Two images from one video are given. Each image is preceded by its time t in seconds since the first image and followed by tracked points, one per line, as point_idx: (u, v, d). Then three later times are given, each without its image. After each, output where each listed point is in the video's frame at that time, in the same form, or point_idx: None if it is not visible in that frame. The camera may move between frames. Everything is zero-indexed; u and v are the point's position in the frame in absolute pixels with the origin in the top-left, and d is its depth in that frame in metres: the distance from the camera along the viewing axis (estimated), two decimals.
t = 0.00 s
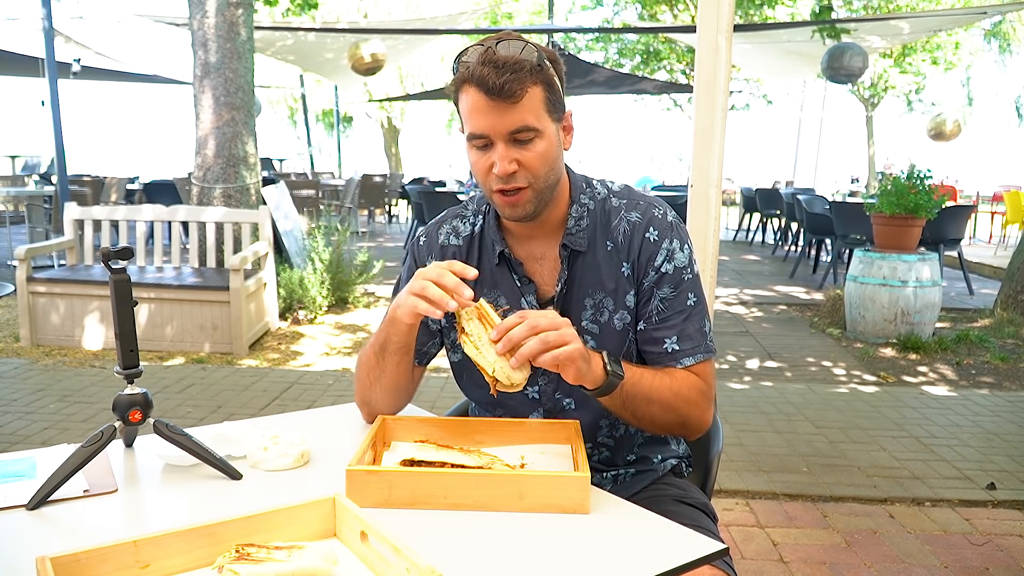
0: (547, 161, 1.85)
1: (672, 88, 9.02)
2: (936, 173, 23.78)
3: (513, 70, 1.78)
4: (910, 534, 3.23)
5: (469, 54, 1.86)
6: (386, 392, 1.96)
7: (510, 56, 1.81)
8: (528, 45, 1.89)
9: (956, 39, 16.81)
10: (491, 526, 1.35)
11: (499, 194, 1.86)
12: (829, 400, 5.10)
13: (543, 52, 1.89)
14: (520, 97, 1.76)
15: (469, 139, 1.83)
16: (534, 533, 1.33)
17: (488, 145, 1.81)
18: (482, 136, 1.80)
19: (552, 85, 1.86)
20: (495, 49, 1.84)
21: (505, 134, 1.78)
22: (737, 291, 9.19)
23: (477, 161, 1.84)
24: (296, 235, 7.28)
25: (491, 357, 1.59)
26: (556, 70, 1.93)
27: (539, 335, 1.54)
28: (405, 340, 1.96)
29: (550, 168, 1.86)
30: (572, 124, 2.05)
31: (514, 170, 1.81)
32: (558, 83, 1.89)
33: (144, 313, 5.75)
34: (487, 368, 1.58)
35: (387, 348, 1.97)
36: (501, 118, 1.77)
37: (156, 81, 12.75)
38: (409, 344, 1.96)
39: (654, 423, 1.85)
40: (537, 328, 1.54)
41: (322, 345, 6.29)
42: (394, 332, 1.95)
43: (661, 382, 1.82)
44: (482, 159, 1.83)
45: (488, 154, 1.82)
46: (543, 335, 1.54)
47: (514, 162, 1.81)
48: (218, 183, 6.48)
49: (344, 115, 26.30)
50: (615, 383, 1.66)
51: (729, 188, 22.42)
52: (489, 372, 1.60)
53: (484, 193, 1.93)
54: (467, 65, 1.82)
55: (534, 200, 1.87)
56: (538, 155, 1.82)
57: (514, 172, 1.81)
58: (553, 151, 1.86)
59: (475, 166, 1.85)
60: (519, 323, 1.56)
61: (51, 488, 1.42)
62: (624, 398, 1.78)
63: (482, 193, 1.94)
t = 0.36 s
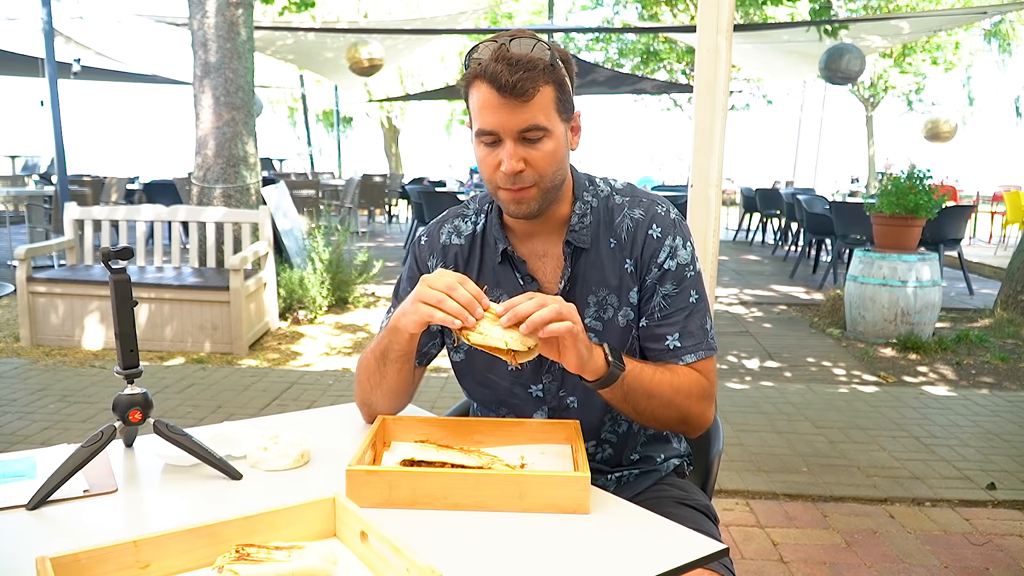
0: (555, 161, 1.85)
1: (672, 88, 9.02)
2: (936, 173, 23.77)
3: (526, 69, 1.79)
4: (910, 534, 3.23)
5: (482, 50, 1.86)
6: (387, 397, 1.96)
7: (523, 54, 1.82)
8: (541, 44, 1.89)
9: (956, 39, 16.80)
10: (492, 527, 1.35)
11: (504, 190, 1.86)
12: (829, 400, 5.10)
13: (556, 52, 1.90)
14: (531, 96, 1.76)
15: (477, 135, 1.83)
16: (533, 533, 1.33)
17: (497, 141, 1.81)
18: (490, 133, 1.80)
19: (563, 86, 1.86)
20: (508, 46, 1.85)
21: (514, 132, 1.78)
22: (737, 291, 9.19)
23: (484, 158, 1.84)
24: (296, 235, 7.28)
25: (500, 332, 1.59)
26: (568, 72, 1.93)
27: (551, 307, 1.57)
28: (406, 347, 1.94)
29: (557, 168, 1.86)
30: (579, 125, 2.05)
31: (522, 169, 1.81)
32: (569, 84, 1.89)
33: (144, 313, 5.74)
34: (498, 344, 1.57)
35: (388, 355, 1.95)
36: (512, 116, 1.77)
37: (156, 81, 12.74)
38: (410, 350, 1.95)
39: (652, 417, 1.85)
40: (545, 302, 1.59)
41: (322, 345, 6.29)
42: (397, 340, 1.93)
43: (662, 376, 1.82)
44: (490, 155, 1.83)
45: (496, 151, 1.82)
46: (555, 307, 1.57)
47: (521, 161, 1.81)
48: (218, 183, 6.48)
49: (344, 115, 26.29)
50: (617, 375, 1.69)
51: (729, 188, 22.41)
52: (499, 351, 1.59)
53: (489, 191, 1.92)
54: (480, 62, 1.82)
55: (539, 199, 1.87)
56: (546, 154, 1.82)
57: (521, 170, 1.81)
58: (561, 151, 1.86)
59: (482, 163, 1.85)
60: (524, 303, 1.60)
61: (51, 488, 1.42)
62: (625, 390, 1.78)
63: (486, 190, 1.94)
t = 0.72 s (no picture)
0: (561, 151, 1.85)
1: (672, 88, 9.02)
2: (936, 173, 23.76)
3: (531, 58, 1.81)
4: (910, 534, 3.23)
5: (485, 44, 1.88)
6: (384, 400, 1.95)
7: (527, 46, 1.84)
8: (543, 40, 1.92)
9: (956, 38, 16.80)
10: (491, 526, 1.35)
11: (509, 182, 1.85)
12: (829, 400, 5.10)
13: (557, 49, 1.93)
14: (538, 84, 1.78)
15: (482, 126, 1.83)
16: (533, 533, 1.33)
17: (502, 132, 1.81)
18: (496, 122, 1.80)
19: (567, 80, 1.88)
20: (511, 40, 1.87)
21: (520, 121, 1.79)
22: (737, 291, 9.19)
23: (490, 148, 1.83)
24: (296, 234, 7.28)
25: (477, 336, 1.64)
26: (570, 69, 1.96)
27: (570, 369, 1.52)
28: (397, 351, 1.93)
29: (562, 160, 1.86)
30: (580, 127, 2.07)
31: (529, 157, 1.80)
32: (571, 79, 1.92)
33: (144, 313, 5.74)
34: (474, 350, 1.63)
35: (379, 360, 1.95)
36: (518, 103, 1.78)
37: (156, 81, 12.74)
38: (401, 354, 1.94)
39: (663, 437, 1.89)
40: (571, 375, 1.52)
41: (322, 345, 6.29)
42: (385, 346, 1.92)
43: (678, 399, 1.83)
44: (495, 146, 1.82)
45: (502, 141, 1.82)
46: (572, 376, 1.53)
47: (529, 150, 1.80)
48: (218, 183, 6.48)
49: (344, 115, 26.27)
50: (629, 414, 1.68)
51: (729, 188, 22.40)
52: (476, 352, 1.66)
53: (493, 186, 1.91)
54: (484, 54, 1.83)
55: (546, 191, 1.86)
56: (552, 145, 1.83)
57: (528, 160, 1.81)
58: (566, 143, 1.86)
59: (487, 154, 1.84)
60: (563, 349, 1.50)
61: (51, 488, 1.42)
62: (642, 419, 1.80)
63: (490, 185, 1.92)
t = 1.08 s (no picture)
0: (562, 137, 1.85)
1: (672, 88, 9.02)
2: (936, 173, 23.75)
3: (530, 46, 1.84)
4: (910, 534, 3.23)
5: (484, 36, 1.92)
6: (381, 395, 1.94)
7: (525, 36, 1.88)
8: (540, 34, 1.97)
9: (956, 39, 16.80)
10: (492, 527, 1.35)
11: (510, 167, 1.85)
12: (829, 400, 5.10)
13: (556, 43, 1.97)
14: (536, 69, 1.81)
15: (482, 112, 1.84)
16: (534, 533, 1.33)
17: (503, 117, 1.83)
18: (497, 108, 1.82)
19: (566, 71, 1.91)
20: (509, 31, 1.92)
21: (520, 104, 1.81)
22: (737, 291, 9.19)
23: (490, 134, 1.84)
24: (296, 235, 7.28)
25: (461, 312, 1.64)
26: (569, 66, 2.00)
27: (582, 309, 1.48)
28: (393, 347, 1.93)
29: (564, 146, 1.87)
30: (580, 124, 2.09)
31: (529, 140, 1.80)
32: (570, 70, 1.95)
33: (144, 313, 5.74)
34: (460, 325, 1.64)
35: (375, 357, 1.95)
36: (518, 87, 1.80)
37: (156, 81, 12.74)
38: (397, 350, 1.94)
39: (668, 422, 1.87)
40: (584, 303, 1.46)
41: (322, 345, 6.29)
42: (380, 340, 1.93)
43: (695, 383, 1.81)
44: (495, 131, 1.83)
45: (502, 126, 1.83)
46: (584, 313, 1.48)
47: (530, 133, 1.81)
48: (218, 183, 6.48)
49: (344, 115, 26.26)
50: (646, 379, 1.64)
51: (729, 188, 22.39)
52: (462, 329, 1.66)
53: (495, 176, 1.90)
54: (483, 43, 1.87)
55: (547, 177, 1.86)
56: (553, 129, 1.83)
57: (529, 143, 1.81)
58: (567, 130, 1.87)
59: (489, 140, 1.84)
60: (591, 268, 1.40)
61: (51, 488, 1.42)
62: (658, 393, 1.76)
63: (491, 176, 1.92)
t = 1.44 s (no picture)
0: (557, 172, 1.85)
1: (672, 88, 9.02)
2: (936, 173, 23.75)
3: (530, 80, 1.78)
4: (910, 534, 3.23)
5: (487, 57, 1.85)
6: (381, 397, 1.94)
7: (528, 64, 1.81)
8: (546, 49, 1.89)
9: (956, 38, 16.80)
10: (492, 527, 1.35)
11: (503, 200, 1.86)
12: (829, 400, 5.10)
13: (562, 59, 1.89)
14: (534, 108, 1.76)
15: (479, 143, 1.83)
16: (533, 533, 1.33)
17: (497, 152, 1.81)
18: (491, 143, 1.80)
19: (567, 95, 1.85)
20: (513, 53, 1.85)
21: (515, 143, 1.78)
22: (737, 291, 9.19)
23: (486, 166, 1.84)
24: (296, 235, 7.29)
25: (478, 324, 1.61)
26: (573, 78, 1.93)
27: (546, 333, 1.53)
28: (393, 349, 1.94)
29: (559, 179, 1.86)
30: (585, 132, 2.06)
31: (522, 181, 1.81)
32: (574, 92, 1.89)
33: (144, 313, 5.74)
34: (476, 336, 1.60)
35: (375, 360, 1.95)
36: (514, 126, 1.77)
37: (156, 81, 12.73)
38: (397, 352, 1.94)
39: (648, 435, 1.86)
40: (543, 324, 1.53)
41: (322, 345, 6.29)
42: (380, 343, 1.93)
43: (660, 396, 1.81)
44: (489, 165, 1.83)
45: (497, 161, 1.82)
46: (550, 333, 1.52)
47: (523, 172, 1.81)
48: (218, 183, 6.48)
49: (345, 115, 26.24)
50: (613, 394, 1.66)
51: (729, 188, 22.37)
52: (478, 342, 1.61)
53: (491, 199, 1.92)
54: (484, 70, 1.82)
55: (540, 210, 1.87)
56: (547, 165, 1.82)
57: (521, 181, 1.81)
58: (563, 161, 1.85)
59: (484, 172, 1.85)
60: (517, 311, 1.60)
61: (51, 489, 1.42)
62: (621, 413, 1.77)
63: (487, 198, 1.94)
